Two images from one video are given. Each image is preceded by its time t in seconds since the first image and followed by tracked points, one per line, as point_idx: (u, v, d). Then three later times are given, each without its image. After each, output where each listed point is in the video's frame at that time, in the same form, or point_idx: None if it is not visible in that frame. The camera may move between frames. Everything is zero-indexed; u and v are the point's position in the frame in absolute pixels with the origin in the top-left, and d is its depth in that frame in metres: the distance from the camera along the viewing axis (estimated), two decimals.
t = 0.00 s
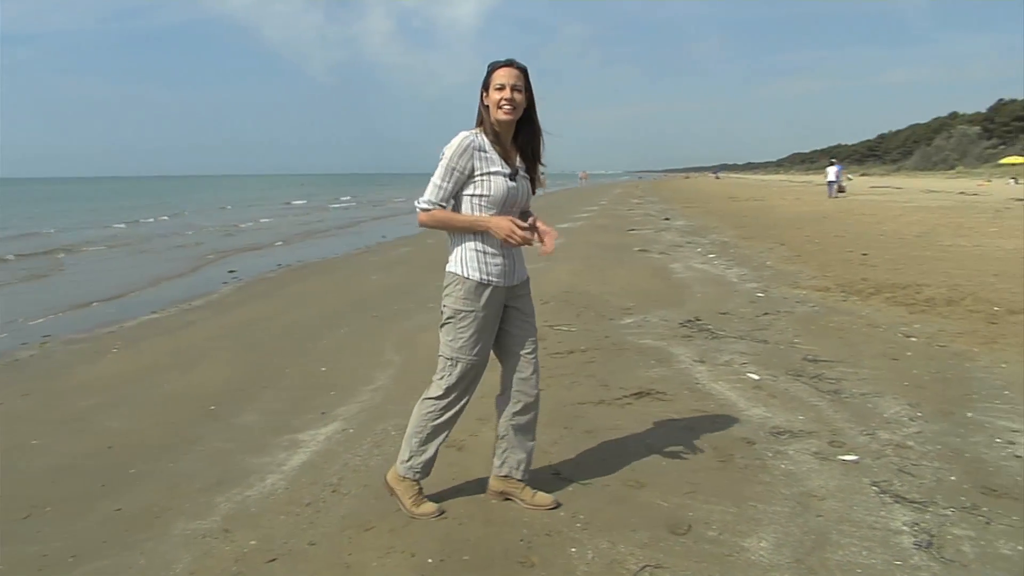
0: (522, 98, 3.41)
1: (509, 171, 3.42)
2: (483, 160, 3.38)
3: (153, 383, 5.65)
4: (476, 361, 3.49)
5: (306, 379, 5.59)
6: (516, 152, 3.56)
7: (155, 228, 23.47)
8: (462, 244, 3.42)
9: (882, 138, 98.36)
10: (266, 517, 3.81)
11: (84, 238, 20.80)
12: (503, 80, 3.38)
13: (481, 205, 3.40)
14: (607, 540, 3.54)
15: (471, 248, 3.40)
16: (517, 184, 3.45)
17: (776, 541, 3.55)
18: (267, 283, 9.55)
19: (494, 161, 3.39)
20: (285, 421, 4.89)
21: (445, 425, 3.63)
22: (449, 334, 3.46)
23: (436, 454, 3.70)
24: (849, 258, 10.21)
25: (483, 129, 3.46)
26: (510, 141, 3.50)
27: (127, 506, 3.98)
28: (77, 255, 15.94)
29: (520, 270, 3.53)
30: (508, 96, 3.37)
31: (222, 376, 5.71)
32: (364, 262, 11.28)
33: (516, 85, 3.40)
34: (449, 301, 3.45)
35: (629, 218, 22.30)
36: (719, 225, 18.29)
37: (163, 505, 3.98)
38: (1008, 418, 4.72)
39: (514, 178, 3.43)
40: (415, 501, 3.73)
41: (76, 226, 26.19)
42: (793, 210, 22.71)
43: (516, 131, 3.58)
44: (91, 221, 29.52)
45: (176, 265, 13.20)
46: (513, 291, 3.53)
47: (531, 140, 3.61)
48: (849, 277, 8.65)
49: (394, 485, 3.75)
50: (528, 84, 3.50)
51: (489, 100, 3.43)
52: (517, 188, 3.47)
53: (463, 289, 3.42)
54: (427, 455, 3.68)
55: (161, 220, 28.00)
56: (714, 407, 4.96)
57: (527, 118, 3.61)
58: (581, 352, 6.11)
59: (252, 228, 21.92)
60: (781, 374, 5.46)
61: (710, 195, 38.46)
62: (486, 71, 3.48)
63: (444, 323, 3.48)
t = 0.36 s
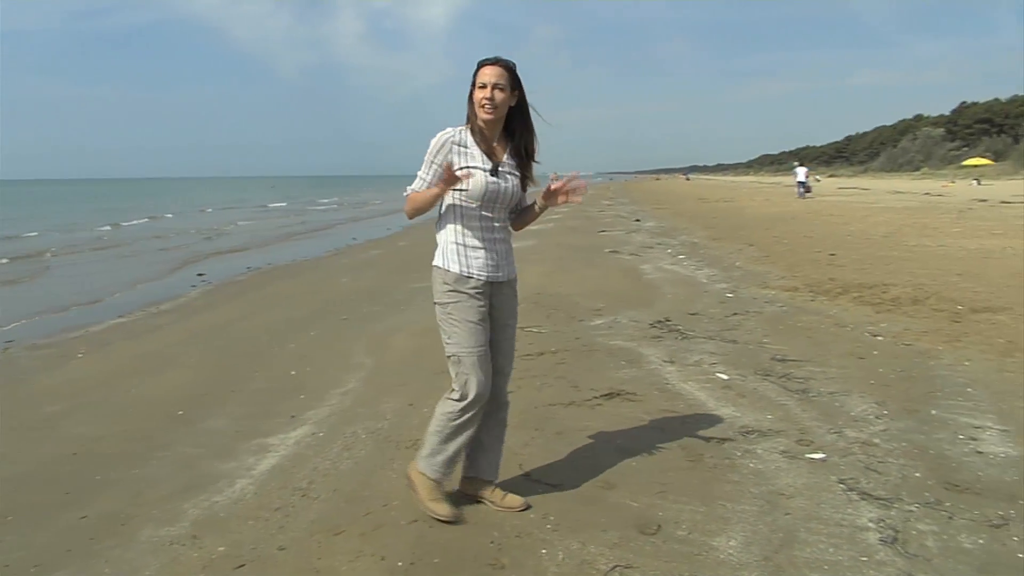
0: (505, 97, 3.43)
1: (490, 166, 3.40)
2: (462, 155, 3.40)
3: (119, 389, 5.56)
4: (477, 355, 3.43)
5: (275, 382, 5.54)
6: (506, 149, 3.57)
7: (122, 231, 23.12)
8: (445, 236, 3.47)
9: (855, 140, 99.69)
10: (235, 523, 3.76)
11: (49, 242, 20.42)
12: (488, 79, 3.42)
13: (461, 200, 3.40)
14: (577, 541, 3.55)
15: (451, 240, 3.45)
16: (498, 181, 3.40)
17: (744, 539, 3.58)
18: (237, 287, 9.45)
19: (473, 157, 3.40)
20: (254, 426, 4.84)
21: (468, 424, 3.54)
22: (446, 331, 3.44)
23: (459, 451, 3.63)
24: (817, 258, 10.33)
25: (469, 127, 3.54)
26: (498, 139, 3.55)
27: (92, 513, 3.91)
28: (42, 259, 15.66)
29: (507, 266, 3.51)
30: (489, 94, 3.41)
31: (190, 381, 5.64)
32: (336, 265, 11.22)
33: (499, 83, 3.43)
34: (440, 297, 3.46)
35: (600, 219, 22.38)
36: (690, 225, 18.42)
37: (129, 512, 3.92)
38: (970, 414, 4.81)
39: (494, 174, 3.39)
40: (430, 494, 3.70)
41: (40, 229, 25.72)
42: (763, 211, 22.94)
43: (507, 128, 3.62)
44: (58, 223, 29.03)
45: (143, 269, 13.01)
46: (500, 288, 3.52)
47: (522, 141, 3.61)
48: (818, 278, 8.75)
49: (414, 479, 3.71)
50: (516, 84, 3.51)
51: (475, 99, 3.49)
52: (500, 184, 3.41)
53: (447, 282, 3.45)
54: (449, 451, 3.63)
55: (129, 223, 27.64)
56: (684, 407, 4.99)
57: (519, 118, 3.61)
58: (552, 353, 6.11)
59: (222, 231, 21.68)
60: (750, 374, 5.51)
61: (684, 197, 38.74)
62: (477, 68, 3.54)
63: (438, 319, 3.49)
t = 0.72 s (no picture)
0: (495, 102, 3.41)
1: (479, 170, 3.39)
2: (451, 158, 3.37)
3: (92, 393, 5.49)
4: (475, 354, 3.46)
5: (251, 386, 5.50)
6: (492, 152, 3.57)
7: (95, 234, 22.86)
8: (433, 242, 3.43)
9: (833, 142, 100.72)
10: (209, 528, 3.73)
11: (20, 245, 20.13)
12: (477, 84, 3.39)
13: (449, 203, 3.38)
14: (554, 542, 3.55)
15: (441, 244, 3.41)
16: (487, 184, 3.40)
17: (719, 539, 3.60)
18: (212, 290, 9.38)
19: (462, 161, 3.37)
20: (229, 430, 4.80)
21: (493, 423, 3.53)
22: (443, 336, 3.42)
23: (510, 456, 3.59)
24: (792, 259, 10.42)
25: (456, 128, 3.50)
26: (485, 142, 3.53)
27: (64, 520, 3.86)
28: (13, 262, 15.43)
29: (495, 271, 3.53)
30: (479, 100, 3.38)
31: (165, 385, 5.59)
32: (312, 268, 11.16)
33: (489, 89, 3.39)
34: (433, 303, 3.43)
35: (577, 220, 22.44)
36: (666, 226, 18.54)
37: (101, 518, 3.87)
38: (941, 413, 4.87)
39: (483, 178, 3.38)
40: (522, 510, 3.58)
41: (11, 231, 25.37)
42: (738, 212, 23.13)
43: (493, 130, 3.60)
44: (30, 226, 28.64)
45: (116, 272, 12.86)
46: (488, 292, 3.54)
47: (506, 144, 3.62)
48: (792, 278, 8.82)
49: (501, 506, 3.63)
50: (505, 88, 3.49)
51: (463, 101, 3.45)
52: (489, 187, 3.42)
53: (438, 287, 3.43)
54: (501, 462, 3.57)
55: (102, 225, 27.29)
56: (659, 408, 5.01)
57: (506, 121, 3.60)
58: (529, 355, 6.12)
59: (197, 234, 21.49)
60: (725, 375, 5.54)
61: (663, 198, 38.96)
62: (466, 69, 3.48)
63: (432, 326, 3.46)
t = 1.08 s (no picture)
0: (488, 107, 3.39)
1: (478, 176, 3.40)
2: (453, 166, 3.33)
3: (63, 399, 5.42)
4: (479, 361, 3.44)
5: (225, 389, 5.45)
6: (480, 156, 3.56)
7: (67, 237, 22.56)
8: (436, 251, 3.37)
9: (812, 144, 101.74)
10: (182, 533, 3.69)
11: None
12: (471, 90, 3.33)
13: (453, 211, 3.37)
14: (530, 544, 3.55)
15: (445, 251, 3.36)
16: (486, 189, 3.44)
17: (694, 539, 3.61)
18: (187, 293, 9.29)
19: (463, 167, 3.35)
20: (204, 434, 4.76)
21: (495, 428, 3.54)
22: (446, 345, 3.37)
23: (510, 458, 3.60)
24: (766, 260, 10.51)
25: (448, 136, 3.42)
26: (475, 147, 3.49)
27: (34, 527, 3.80)
28: None
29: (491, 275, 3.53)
30: (476, 106, 3.34)
31: (138, 389, 5.52)
32: (288, 270, 11.10)
33: (483, 93, 3.35)
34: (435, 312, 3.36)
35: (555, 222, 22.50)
36: (643, 228, 18.64)
37: (72, 525, 3.82)
38: (913, 411, 4.93)
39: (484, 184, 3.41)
40: (526, 511, 3.59)
41: None
42: (714, 213, 23.32)
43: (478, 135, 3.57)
44: None
45: (89, 275, 12.70)
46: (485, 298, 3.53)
47: (490, 146, 3.60)
48: (767, 279, 8.90)
49: (503, 508, 3.63)
50: (494, 91, 3.46)
51: (455, 108, 3.38)
52: (486, 192, 3.46)
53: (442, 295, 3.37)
54: (503, 465, 3.57)
55: (74, 228, 26.91)
56: (635, 408, 5.03)
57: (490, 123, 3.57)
58: (506, 357, 6.11)
59: (171, 237, 21.28)
60: (700, 375, 5.58)
61: (642, 200, 39.15)
62: (452, 74, 3.39)
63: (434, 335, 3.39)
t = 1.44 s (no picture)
0: (490, 110, 3.35)
1: (486, 178, 3.39)
2: (463, 171, 3.31)
3: (34, 403, 5.34)
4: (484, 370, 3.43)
5: (202, 393, 5.41)
6: (484, 158, 3.53)
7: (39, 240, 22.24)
8: (450, 259, 3.32)
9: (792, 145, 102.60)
10: (157, 538, 3.65)
11: None
12: (471, 93, 3.30)
13: (467, 217, 3.36)
14: (508, 545, 3.55)
15: (461, 257, 3.32)
16: (494, 192, 3.44)
17: (671, 538, 3.63)
18: (162, 295, 9.20)
19: (472, 171, 3.33)
20: (179, 437, 4.72)
21: (492, 439, 3.55)
22: (453, 352, 3.34)
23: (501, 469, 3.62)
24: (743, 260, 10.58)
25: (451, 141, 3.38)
26: (478, 150, 3.45)
27: (5, 534, 3.74)
28: None
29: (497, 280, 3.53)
30: (478, 110, 3.30)
31: (112, 393, 5.46)
32: (265, 272, 11.02)
33: (483, 95, 3.32)
34: (446, 317, 3.32)
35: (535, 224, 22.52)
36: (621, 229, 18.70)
37: (43, 531, 3.77)
38: (887, 409, 4.98)
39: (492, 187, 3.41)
40: (508, 524, 3.59)
41: None
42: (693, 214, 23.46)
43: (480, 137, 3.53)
44: None
45: (61, 278, 12.53)
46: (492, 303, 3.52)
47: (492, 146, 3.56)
48: (744, 279, 8.96)
49: (485, 514, 3.65)
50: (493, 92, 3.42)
51: (456, 113, 3.34)
52: (493, 194, 3.46)
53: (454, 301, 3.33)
54: (494, 476, 3.58)
55: (46, 230, 26.52)
56: (613, 408, 5.04)
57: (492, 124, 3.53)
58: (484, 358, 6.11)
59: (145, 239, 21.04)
60: (678, 375, 5.60)
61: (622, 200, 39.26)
62: (449, 78, 3.35)
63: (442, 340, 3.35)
